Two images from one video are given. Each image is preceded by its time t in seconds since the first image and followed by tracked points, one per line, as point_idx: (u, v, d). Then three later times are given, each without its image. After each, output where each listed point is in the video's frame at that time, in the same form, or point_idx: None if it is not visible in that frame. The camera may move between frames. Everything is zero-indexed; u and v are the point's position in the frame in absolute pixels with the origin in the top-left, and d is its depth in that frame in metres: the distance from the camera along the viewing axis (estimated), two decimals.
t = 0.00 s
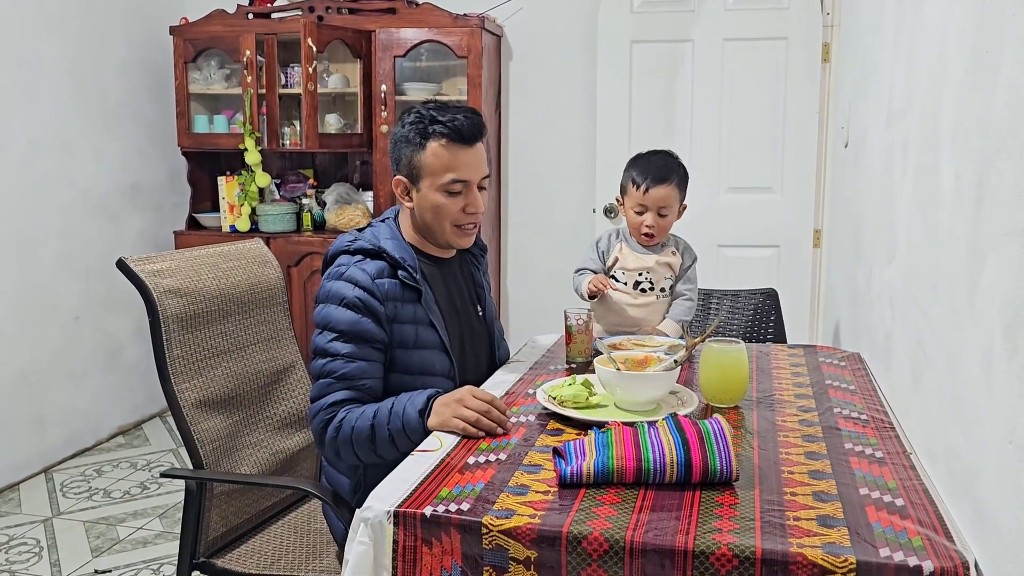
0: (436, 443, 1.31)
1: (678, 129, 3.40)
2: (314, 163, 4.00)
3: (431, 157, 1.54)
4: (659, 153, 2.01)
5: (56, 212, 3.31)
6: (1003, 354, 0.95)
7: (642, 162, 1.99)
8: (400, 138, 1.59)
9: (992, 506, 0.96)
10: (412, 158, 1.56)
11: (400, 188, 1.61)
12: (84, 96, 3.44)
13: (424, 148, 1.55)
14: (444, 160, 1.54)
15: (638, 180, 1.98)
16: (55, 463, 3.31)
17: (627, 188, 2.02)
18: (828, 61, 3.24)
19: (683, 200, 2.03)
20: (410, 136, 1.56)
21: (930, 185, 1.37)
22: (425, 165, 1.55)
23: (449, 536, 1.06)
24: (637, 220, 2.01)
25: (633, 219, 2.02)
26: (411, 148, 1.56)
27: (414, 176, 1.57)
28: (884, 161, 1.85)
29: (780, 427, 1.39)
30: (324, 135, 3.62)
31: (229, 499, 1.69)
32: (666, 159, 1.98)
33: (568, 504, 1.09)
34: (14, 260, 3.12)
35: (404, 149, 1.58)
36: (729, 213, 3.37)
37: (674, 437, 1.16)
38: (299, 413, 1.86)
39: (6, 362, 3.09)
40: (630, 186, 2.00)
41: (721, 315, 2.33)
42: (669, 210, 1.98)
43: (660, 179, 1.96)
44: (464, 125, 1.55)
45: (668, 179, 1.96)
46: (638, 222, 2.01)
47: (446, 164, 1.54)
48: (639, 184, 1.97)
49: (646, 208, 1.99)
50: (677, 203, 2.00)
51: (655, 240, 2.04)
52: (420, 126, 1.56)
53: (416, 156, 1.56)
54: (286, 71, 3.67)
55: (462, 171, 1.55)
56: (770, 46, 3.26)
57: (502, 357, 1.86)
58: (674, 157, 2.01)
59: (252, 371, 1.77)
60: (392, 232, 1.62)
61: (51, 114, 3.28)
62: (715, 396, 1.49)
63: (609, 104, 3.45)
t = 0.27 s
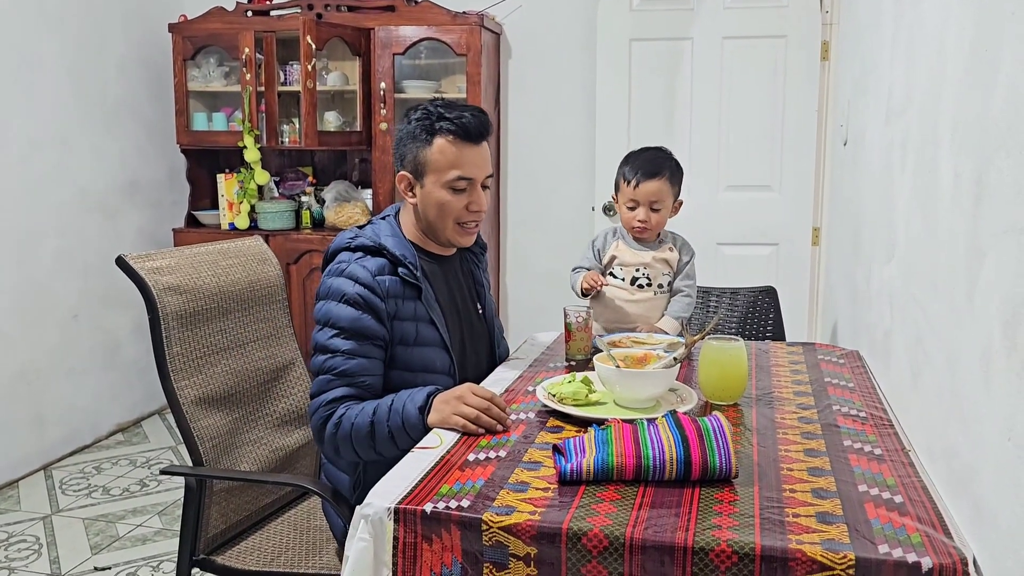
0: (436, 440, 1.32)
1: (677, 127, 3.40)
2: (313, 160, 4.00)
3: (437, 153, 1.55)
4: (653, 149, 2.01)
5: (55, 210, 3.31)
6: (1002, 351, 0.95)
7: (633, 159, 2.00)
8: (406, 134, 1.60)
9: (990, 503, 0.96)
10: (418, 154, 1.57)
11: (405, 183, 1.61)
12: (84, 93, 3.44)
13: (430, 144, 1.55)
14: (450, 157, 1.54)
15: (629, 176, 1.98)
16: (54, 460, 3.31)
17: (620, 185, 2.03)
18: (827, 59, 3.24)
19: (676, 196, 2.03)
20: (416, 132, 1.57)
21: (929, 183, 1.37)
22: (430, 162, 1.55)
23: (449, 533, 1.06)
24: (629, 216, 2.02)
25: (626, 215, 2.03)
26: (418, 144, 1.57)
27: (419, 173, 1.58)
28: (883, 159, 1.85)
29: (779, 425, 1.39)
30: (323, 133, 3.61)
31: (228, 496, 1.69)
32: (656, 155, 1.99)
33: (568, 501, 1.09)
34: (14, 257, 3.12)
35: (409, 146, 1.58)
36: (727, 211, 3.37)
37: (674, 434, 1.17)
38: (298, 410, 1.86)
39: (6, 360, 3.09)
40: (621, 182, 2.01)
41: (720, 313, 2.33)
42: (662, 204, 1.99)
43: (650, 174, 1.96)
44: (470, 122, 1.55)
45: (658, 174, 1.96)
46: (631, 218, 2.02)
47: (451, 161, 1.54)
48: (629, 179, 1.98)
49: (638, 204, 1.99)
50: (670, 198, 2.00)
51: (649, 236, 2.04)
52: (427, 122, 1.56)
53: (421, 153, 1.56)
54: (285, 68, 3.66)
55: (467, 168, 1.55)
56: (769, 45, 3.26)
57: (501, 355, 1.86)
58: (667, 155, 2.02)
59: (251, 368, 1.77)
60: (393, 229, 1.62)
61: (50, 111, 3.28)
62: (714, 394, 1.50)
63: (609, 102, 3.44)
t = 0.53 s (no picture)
0: (434, 436, 1.32)
1: (675, 125, 3.40)
2: (311, 158, 4.00)
3: (437, 150, 1.55)
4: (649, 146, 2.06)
5: (53, 207, 3.30)
6: (1000, 346, 0.95)
7: (632, 156, 2.05)
8: (405, 130, 1.60)
9: (988, 498, 0.96)
10: (417, 151, 1.56)
11: (404, 180, 1.61)
12: (81, 90, 3.43)
13: (430, 141, 1.55)
14: (449, 154, 1.54)
15: (626, 172, 2.02)
16: (52, 458, 3.31)
17: (618, 182, 2.07)
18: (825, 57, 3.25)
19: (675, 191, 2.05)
20: (416, 129, 1.57)
21: (927, 180, 1.37)
22: (430, 158, 1.55)
23: (448, 529, 1.06)
24: (627, 211, 2.04)
25: (624, 212, 2.05)
26: (417, 141, 1.56)
27: (418, 169, 1.57)
28: (881, 156, 1.85)
29: (778, 421, 1.39)
30: (320, 130, 3.60)
31: (227, 493, 1.69)
32: (653, 150, 2.03)
33: (567, 497, 1.10)
34: (11, 254, 3.12)
35: (408, 142, 1.58)
36: (725, 208, 3.37)
37: (672, 430, 1.17)
38: (297, 407, 1.86)
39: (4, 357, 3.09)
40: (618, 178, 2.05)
41: (718, 309, 2.34)
42: (658, 200, 2.01)
43: (646, 169, 2.00)
44: (470, 119, 1.55)
45: (654, 168, 2.00)
46: (628, 213, 2.05)
47: (451, 158, 1.54)
48: (626, 175, 2.02)
49: (634, 199, 2.02)
50: (668, 194, 2.03)
51: (649, 231, 2.06)
52: (426, 119, 1.56)
53: (421, 149, 1.56)
54: (282, 65, 3.66)
55: (466, 165, 1.55)
56: (767, 42, 3.26)
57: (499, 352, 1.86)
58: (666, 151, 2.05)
59: (250, 365, 1.77)
60: (392, 224, 1.62)
61: (47, 108, 3.27)
62: (713, 390, 1.50)
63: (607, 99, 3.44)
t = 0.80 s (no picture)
0: (427, 435, 1.31)
1: (670, 122, 3.40)
2: (305, 155, 3.99)
3: (429, 147, 1.54)
4: (645, 144, 2.06)
5: (45, 204, 3.28)
6: (995, 343, 0.95)
7: (628, 154, 2.05)
8: (397, 127, 1.59)
9: (982, 495, 0.96)
10: (410, 148, 1.56)
11: (396, 177, 1.60)
12: (73, 87, 3.42)
13: (422, 138, 1.54)
14: (442, 151, 1.54)
15: (622, 171, 2.03)
16: (45, 456, 3.29)
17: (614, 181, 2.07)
18: (820, 54, 3.24)
19: (671, 190, 2.05)
20: (408, 126, 1.56)
21: (922, 177, 1.37)
22: (422, 155, 1.54)
23: (441, 528, 1.05)
24: (622, 210, 2.05)
25: (620, 210, 2.06)
26: (410, 138, 1.56)
27: (410, 167, 1.57)
28: (876, 154, 1.85)
29: (772, 419, 1.39)
30: (314, 127, 3.59)
31: (220, 492, 1.68)
32: (648, 149, 2.03)
33: (560, 496, 1.09)
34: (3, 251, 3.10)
35: (401, 139, 1.57)
36: (720, 206, 3.37)
37: (666, 429, 1.16)
38: (290, 406, 1.86)
39: None
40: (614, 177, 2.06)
41: (713, 307, 2.34)
42: (653, 199, 2.01)
43: (642, 168, 2.00)
44: (463, 116, 1.55)
45: (649, 167, 2.00)
46: (624, 212, 2.05)
47: (443, 155, 1.54)
48: (621, 174, 2.03)
49: (630, 197, 2.03)
50: (663, 193, 2.03)
51: (644, 230, 2.06)
52: (418, 117, 1.55)
53: (413, 146, 1.55)
54: (275, 63, 3.65)
55: (458, 162, 1.54)
56: (762, 39, 3.26)
57: (492, 350, 1.86)
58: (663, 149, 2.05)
59: (243, 364, 1.76)
60: (385, 221, 1.62)
61: (39, 105, 3.25)
62: (707, 388, 1.49)
63: (602, 96, 3.44)
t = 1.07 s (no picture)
0: (424, 434, 1.31)
1: (666, 120, 3.40)
2: (302, 154, 3.98)
3: (427, 143, 1.53)
4: (638, 146, 2.04)
5: (41, 203, 3.28)
6: (991, 341, 0.95)
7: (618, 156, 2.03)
8: (396, 123, 1.59)
9: (979, 493, 0.96)
10: (407, 143, 1.56)
11: (394, 173, 1.60)
12: (69, 85, 3.41)
13: (421, 134, 1.54)
14: (440, 147, 1.53)
15: (612, 173, 2.02)
16: (41, 456, 3.28)
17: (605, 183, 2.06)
18: (816, 52, 3.24)
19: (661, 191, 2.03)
20: (407, 122, 1.56)
21: (918, 175, 1.37)
22: (420, 151, 1.54)
23: (438, 528, 1.05)
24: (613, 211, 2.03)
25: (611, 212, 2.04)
26: (408, 133, 1.55)
27: (408, 163, 1.56)
28: (872, 152, 1.85)
29: (769, 418, 1.39)
30: (311, 126, 3.58)
31: (217, 491, 1.68)
32: (641, 149, 2.01)
33: (557, 495, 1.09)
34: None
35: (399, 135, 1.57)
36: (717, 204, 3.37)
37: (663, 427, 1.16)
38: (287, 405, 1.85)
39: None
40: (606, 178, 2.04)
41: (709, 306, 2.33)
42: (643, 201, 2.00)
43: (632, 170, 1.98)
44: (462, 114, 1.54)
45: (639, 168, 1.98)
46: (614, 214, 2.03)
47: (441, 151, 1.53)
48: (611, 177, 2.01)
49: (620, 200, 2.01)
50: (654, 195, 2.01)
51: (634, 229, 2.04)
52: (417, 113, 1.55)
53: (411, 142, 1.55)
54: (273, 61, 3.64)
55: (456, 158, 1.54)
56: (759, 37, 3.26)
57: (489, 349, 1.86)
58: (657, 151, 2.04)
59: (239, 363, 1.76)
60: (379, 219, 1.62)
61: (35, 104, 3.24)
62: (704, 386, 1.49)
63: (598, 95, 3.43)
